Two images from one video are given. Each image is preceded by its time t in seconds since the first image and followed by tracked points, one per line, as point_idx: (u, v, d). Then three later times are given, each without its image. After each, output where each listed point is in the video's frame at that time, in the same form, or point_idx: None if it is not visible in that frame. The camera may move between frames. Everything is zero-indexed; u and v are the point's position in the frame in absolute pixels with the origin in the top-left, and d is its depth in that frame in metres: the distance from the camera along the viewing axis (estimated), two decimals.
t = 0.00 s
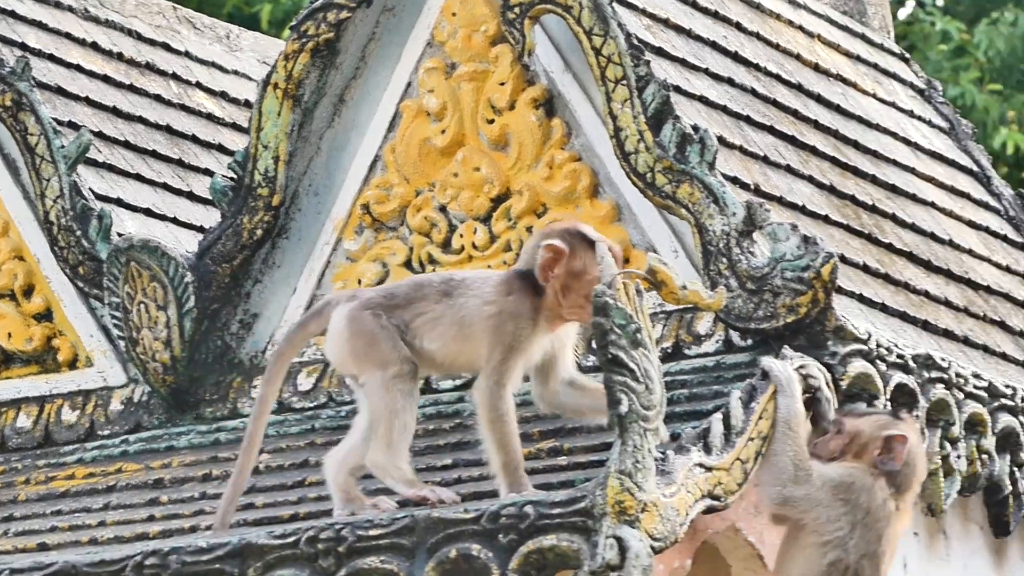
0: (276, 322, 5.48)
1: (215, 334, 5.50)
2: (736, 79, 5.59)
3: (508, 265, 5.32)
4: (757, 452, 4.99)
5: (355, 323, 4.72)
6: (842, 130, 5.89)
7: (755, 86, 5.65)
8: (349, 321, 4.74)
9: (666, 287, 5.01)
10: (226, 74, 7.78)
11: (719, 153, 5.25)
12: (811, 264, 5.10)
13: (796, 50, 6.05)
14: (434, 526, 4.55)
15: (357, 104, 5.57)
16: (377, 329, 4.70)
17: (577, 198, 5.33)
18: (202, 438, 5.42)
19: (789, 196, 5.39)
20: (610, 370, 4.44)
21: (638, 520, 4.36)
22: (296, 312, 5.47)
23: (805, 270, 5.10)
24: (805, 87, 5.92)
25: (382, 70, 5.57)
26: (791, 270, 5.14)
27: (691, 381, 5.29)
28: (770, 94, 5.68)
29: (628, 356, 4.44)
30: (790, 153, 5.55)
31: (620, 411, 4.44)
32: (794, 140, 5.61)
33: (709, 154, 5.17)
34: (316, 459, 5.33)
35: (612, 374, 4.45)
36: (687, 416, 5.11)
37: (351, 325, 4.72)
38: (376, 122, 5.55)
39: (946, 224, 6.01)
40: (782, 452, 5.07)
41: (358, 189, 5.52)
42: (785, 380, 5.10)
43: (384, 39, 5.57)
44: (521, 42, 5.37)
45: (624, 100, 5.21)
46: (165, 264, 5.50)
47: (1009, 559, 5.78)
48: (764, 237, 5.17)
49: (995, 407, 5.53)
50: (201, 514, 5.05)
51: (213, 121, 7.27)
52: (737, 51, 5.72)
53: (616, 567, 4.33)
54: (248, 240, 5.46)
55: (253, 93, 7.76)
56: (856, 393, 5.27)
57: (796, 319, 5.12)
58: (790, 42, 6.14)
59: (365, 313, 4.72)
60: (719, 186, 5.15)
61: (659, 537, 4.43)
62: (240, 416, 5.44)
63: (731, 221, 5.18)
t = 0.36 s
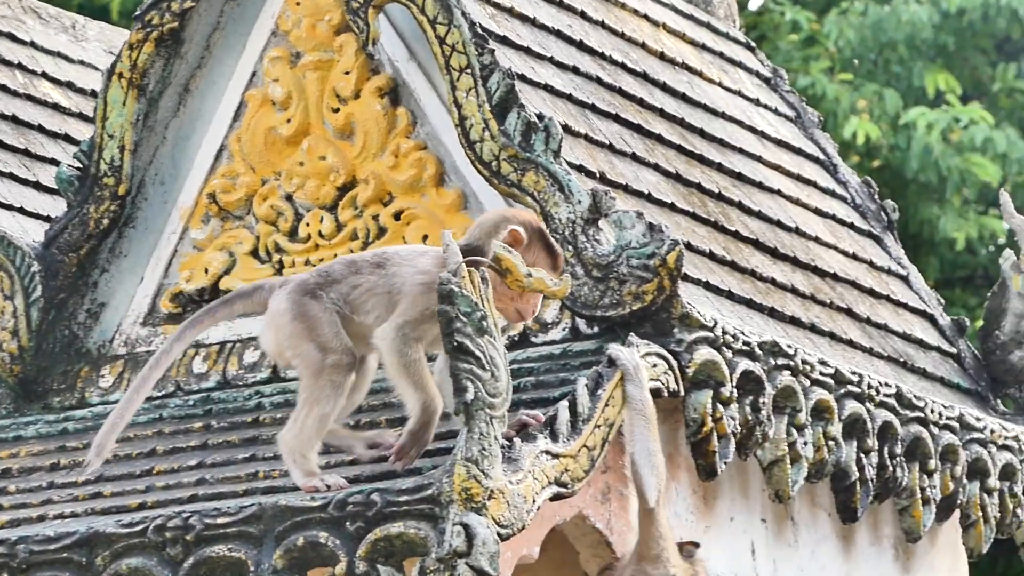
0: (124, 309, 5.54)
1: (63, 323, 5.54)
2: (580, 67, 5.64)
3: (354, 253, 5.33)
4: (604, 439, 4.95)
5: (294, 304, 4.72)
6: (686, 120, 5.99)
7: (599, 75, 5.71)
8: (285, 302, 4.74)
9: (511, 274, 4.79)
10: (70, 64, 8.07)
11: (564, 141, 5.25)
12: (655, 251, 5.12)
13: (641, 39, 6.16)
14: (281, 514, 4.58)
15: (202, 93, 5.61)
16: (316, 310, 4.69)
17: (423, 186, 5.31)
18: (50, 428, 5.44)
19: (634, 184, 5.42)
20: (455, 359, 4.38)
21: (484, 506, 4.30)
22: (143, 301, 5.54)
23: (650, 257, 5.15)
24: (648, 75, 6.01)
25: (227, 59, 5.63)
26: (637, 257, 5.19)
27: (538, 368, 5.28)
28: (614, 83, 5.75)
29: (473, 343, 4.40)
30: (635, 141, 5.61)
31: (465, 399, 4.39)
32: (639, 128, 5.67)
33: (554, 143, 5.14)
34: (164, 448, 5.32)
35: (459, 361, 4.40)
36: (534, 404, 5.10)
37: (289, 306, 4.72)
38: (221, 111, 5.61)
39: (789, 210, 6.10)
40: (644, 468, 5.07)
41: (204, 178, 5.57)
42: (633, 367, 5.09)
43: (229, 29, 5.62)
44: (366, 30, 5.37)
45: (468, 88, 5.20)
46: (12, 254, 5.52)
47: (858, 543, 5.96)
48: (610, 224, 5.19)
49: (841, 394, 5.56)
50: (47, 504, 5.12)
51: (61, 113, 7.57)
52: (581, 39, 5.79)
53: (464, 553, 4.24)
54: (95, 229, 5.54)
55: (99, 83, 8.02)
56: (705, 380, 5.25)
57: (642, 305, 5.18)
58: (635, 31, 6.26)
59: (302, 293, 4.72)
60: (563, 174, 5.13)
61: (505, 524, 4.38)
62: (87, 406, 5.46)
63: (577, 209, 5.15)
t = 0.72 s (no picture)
0: (86, 285, 5.68)
1: (24, 299, 5.63)
2: (538, 40, 5.76)
3: (315, 227, 5.46)
4: (569, 410, 4.97)
5: (337, 305, 4.71)
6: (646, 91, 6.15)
7: (557, 47, 5.83)
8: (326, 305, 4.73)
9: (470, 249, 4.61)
10: (30, 39, 8.02)
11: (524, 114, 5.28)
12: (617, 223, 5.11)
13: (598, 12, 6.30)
14: (244, 488, 4.65)
15: (160, 68, 5.75)
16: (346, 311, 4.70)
17: (382, 158, 5.43)
18: (12, 403, 5.51)
19: (594, 156, 5.49)
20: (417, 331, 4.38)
21: (449, 479, 4.34)
22: (104, 276, 5.69)
23: (611, 230, 5.14)
24: (606, 47, 6.15)
25: (184, 34, 5.77)
26: (598, 229, 5.16)
27: (499, 343, 5.31)
28: (572, 55, 5.87)
29: (436, 316, 4.39)
30: (593, 113, 5.71)
31: (429, 371, 4.39)
32: (597, 100, 5.79)
33: (514, 115, 5.17)
34: (126, 423, 5.24)
35: (420, 335, 4.40)
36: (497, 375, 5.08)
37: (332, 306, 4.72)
38: (179, 85, 5.76)
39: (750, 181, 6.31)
40: (601, 448, 5.04)
41: (163, 152, 5.71)
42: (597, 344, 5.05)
43: (186, 4, 5.75)
44: (324, 4, 5.58)
45: (427, 61, 5.27)
46: None
47: (822, 515, 6.11)
48: (570, 197, 5.20)
49: (804, 365, 5.61)
50: (10, 480, 5.13)
51: (19, 88, 7.50)
52: (539, 12, 5.91)
53: (428, 526, 4.25)
54: (55, 204, 5.65)
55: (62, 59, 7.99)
56: (667, 352, 5.25)
57: (604, 278, 5.16)
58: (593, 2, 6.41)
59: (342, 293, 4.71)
60: (523, 146, 5.11)
61: (469, 496, 4.40)
62: (50, 381, 5.54)
63: (537, 181, 5.10)
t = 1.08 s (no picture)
0: (73, 245, 5.68)
1: (11, 259, 5.66)
2: None
3: (302, 185, 5.46)
4: (554, 367, 4.98)
5: (369, 265, 4.66)
6: (633, 50, 6.17)
7: (545, 5, 5.81)
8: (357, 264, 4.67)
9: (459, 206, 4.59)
10: None
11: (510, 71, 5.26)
12: (604, 180, 5.06)
13: None
14: (231, 447, 4.65)
15: (147, 28, 5.74)
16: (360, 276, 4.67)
17: (370, 117, 5.44)
18: None
19: (581, 114, 5.47)
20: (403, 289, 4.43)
21: (435, 437, 4.41)
22: (91, 235, 5.69)
23: (596, 189, 5.09)
24: (593, 7, 6.15)
25: None
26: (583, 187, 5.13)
27: (486, 299, 5.17)
28: (560, 13, 5.86)
29: (421, 274, 4.45)
30: (580, 71, 5.71)
31: (415, 329, 4.45)
32: (585, 59, 5.79)
33: (500, 73, 5.15)
34: (114, 381, 5.27)
35: (407, 293, 4.45)
36: (484, 335, 5.00)
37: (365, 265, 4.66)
38: (166, 44, 5.74)
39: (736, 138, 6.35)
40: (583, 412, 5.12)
41: (150, 111, 5.71)
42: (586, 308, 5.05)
43: None
44: None
45: (413, 20, 5.28)
46: None
47: (809, 471, 6.14)
48: (556, 154, 5.21)
49: (791, 322, 5.61)
50: None
51: (6, 49, 7.31)
52: None
53: (416, 484, 4.32)
54: (41, 164, 5.64)
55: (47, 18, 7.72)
56: (654, 309, 5.25)
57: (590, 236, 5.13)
58: None
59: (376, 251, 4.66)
60: (510, 104, 5.14)
61: (455, 454, 4.48)
62: (37, 341, 5.56)
63: (523, 139, 5.13)
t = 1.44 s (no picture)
0: (48, 214, 5.66)
1: None
2: None
3: (276, 151, 5.44)
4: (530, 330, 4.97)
5: (332, 244, 4.66)
6: (608, 15, 6.19)
7: None
8: (322, 244, 4.68)
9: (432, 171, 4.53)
10: None
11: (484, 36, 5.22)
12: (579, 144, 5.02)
13: None
14: (207, 416, 4.63)
15: None
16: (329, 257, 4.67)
17: (344, 83, 5.42)
18: None
19: (555, 78, 5.45)
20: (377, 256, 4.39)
21: (411, 403, 4.38)
22: (66, 204, 5.67)
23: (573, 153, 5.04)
24: None
25: None
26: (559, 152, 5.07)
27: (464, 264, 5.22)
28: None
29: (395, 241, 4.42)
30: (554, 35, 5.69)
31: (389, 295, 4.43)
32: (559, 23, 5.79)
33: (474, 38, 5.13)
34: (90, 350, 5.25)
35: (381, 259, 4.42)
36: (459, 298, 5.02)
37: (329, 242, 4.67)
38: (141, 11, 5.70)
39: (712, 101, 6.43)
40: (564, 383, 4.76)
41: (125, 79, 5.68)
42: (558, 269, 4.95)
43: None
44: None
45: None
46: None
47: (786, 434, 6.20)
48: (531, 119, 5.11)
49: (767, 285, 5.63)
50: None
51: None
52: None
53: (392, 450, 4.28)
54: (15, 133, 5.58)
55: None
56: (630, 273, 5.23)
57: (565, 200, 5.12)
58: None
59: (337, 229, 4.67)
60: (484, 69, 5.09)
61: (431, 420, 4.44)
62: (13, 309, 5.53)
63: (498, 104, 5.08)
